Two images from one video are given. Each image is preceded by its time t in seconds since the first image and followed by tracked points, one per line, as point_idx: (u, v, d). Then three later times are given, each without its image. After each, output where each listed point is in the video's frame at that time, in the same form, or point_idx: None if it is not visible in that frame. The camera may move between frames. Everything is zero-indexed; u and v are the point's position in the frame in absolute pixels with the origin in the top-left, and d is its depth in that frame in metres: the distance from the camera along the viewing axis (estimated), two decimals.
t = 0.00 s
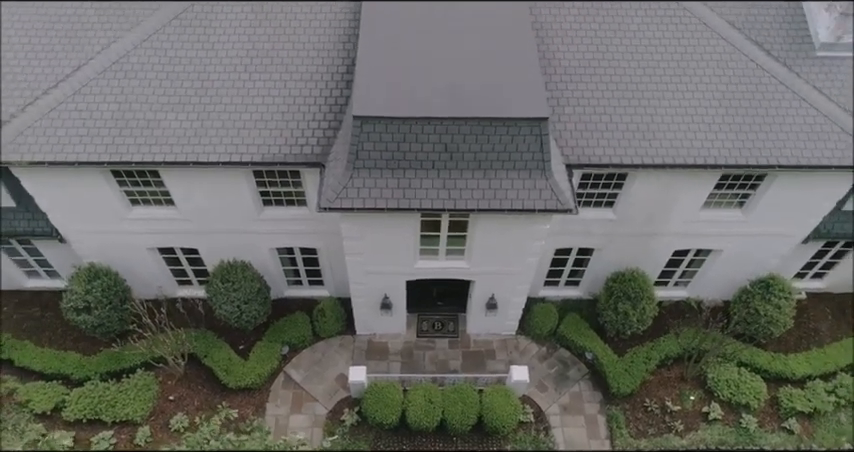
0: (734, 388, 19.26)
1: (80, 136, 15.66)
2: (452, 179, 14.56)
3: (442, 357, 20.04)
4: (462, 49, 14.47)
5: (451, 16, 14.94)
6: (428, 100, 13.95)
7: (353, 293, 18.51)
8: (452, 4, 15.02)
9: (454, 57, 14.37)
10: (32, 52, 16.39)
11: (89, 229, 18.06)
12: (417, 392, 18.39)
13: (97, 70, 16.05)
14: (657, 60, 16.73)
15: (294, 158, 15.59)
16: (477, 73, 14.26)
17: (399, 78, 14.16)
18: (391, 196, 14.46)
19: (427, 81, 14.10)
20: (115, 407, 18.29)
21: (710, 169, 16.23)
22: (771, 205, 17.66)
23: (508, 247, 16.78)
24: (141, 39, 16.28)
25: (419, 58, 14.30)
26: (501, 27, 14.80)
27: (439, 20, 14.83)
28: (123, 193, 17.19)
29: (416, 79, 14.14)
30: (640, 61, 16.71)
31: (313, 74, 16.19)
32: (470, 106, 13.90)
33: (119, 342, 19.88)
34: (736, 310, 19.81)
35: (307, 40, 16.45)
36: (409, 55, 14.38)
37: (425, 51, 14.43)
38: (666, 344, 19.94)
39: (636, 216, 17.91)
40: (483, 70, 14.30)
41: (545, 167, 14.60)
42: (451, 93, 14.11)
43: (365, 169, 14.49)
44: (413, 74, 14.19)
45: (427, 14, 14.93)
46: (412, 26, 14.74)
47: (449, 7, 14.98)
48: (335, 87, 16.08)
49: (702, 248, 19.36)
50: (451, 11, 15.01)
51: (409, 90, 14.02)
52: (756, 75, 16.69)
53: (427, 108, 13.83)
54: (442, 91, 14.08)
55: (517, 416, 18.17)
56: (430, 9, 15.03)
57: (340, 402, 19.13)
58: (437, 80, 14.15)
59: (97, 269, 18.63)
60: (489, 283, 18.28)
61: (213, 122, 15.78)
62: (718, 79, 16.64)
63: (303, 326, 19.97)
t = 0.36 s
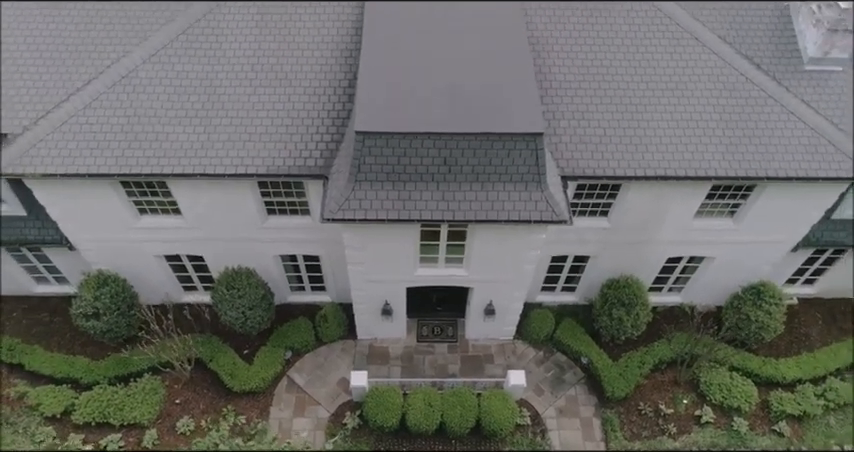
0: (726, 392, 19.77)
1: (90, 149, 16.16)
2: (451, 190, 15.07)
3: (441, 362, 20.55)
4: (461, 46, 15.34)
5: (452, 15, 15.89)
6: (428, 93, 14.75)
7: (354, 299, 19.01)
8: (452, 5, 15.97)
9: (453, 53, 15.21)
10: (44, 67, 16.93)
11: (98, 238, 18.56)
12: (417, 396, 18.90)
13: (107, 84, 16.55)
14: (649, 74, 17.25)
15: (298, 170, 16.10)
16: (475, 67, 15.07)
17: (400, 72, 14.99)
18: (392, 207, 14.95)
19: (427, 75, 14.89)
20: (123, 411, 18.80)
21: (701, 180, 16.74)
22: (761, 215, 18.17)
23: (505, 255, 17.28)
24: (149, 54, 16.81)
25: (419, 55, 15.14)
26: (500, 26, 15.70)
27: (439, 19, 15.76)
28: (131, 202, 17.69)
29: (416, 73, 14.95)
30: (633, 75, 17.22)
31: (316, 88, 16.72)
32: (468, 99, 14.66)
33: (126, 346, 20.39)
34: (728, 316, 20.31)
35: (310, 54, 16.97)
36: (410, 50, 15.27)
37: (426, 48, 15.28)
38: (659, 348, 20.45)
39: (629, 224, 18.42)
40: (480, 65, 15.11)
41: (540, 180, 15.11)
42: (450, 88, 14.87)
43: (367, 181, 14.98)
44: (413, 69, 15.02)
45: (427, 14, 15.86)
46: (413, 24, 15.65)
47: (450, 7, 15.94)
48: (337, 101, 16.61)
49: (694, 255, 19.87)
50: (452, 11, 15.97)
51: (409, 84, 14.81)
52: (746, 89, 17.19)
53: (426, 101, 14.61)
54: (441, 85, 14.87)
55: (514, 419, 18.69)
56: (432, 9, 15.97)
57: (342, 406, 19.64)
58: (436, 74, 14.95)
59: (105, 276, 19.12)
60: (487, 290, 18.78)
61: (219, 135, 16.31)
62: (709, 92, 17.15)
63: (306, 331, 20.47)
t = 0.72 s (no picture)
0: (717, 396, 20.30)
1: (100, 161, 16.69)
2: (449, 202, 15.62)
3: (440, 366, 21.09)
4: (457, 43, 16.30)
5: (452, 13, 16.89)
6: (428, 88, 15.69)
7: (355, 306, 19.54)
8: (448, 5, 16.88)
9: (449, 49, 16.18)
10: (56, 83, 17.60)
11: (106, 246, 19.10)
12: (416, 400, 19.45)
13: (116, 98, 17.06)
14: (641, 88, 17.78)
15: (301, 182, 16.63)
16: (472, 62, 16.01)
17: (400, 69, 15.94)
18: (392, 219, 15.49)
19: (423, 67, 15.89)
20: (130, 414, 19.36)
21: (692, 192, 17.27)
22: (751, 224, 18.70)
23: (502, 264, 17.81)
24: (157, 69, 17.35)
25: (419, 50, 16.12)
26: (499, 26, 16.64)
27: (439, 19, 16.72)
28: (138, 212, 18.22)
29: (414, 64, 15.95)
30: (625, 89, 17.76)
31: (319, 102, 17.27)
32: (464, 93, 15.60)
33: (133, 351, 20.95)
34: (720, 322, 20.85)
35: (312, 69, 17.53)
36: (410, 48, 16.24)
37: (425, 44, 16.27)
38: (652, 353, 20.99)
39: (622, 233, 18.95)
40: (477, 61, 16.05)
41: (535, 192, 15.65)
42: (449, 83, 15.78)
43: (367, 194, 15.53)
44: (413, 65, 15.94)
45: (428, 13, 16.84)
46: (413, 23, 16.63)
47: (450, 7, 16.89)
48: (339, 114, 17.15)
49: (686, 263, 20.39)
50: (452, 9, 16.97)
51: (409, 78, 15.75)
52: (736, 103, 17.71)
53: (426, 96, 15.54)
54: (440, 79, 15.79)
55: (510, 422, 19.23)
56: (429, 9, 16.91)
57: (343, 409, 20.17)
58: (435, 70, 15.88)
59: (113, 284, 19.66)
60: (484, 297, 19.32)
61: (225, 147, 16.84)
62: (700, 106, 17.67)
63: (307, 336, 21.00)
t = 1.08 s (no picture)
0: (709, 400, 20.82)
1: (109, 173, 17.21)
2: (447, 213, 16.15)
3: (438, 370, 21.62)
4: (452, 49, 17.62)
5: (452, 16, 18.50)
6: (427, 87, 16.78)
7: (356, 312, 20.06)
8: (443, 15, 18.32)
9: (447, 45, 17.66)
10: (65, 96, 18.13)
11: (114, 253, 19.62)
12: (415, 404, 19.97)
13: (124, 112, 17.63)
14: (633, 101, 18.35)
15: (304, 193, 17.14)
16: (467, 65, 17.27)
17: (400, 71, 17.08)
18: (392, 229, 15.99)
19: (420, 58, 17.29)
20: (138, 417, 19.90)
21: (683, 202, 17.76)
22: (741, 233, 19.21)
23: (499, 272, 18.32)
24: (164, 83, 17.92)
25: (418, 56, 17.31)
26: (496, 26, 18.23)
27: (440, 18, 18.34)
28: (145, 221, 18.74)
29: (412, 55, 17.39)
30: (618, 102, 18.32)
31: (321, 114, 17.81)
32: (456, 82, 16.90)
33: (139, 356, 21.48)
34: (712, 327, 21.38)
35: (314, 82, 18.12)
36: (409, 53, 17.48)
37: (424, 39, 17.80)
38: (646, 358, 21.51)
39: (616, 242, 19.47)
40: (471, 64, 17.31)
41: (530, 203, 16.18)
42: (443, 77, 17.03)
43: (368, 205, 16.05)
44: (411, 61, 17.28)
45: (430, 13, 18.51)
46: (414, 21, 18.24)
47: (451, 9, 18.57)
48: (340, 127, 17.69)
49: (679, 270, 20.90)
50: (452, 12, 18.60)
51: (408, 74, 16.98)
52: (726, 115, 18.25)
53: (426, 93, 16.63)
54: (436, 75, 17.03)
55: (507, 426, 19.74)
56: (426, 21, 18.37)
57: (345, 412, 20.70)
58: (429, 61, 17.28)
59: (120, 290, 20.19)
60: (481, 304, 19.84)
61: (230, 159, 17.36)
62: (691, 118, 18.21)
63: (309, 341, 21.52)
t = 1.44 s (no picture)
0: (702, 404, 21.32)
1: (118, 184, 17.66)
2: (446, 224, 16.65)
3: (438, 375, 22.12)
4: (451, 57, 18.70)
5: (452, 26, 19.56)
6: (426, 90, 17.83)
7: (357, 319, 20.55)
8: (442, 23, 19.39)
9: (446, 52, 18.77)
10: (74, 109, 18.63)
11: (121, 261, 20.11)
12: (415, 408, 20.48)
13: (132, 124, 18.16)
14: (627, 113, 18.87)
15: (307, 204, 17.62)
16: (464, 69, 18.40)
17: (401, 75, 18.14)
18: (392, 240, 16.49)
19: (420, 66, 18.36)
20: (144, 421, 20.42)
21: (676, 213, 18.21)
22: (733, 242, 19.71)
23: (496, 279, 18.81)
24: (170, 96, 18.44)
25: (418, 61, 18.46)
26: (494, 36, 19.30)
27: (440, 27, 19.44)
28: (152, 230, 19.22)
29: (412, 63, 18.44)
30: (613, 114, 18.84)
31: (324, 127, 18.33)
32: (453, 89, 17.89)
33: (145, 361, 21.99)
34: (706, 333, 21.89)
35: (318, 94, 18.67)
36: (410, 58, 18.60)
37: (424, 48, 18.87)
38: (640, 363, 22.02)
39: (611, 250, 19.98)
40: (468, 70, 18.39)
41: (527, 214, 16.69)
42: (442, 83, 18.03)
43: (369, 216, 16.56)
44: (412, 68, 18.33)
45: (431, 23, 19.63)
46: (416, 29, 19.35)
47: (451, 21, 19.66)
48: (343, 139, 18.20)
49: (673, 277, 21.40)
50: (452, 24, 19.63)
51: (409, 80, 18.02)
52: (717, 128, 18.75)
53: (425, 97, 17.66)
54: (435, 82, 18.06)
55: (505, 430, 20.25)
56: (426, 29, 19.44)
57: (346, 416, 21.20)
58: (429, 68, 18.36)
59: (127, 297, 20.69)
60: (480, 310, 20.33)
61: (235, 171, 17.85)
62: (683, 130, 18.72)
63: (312, 347, 22.03)
